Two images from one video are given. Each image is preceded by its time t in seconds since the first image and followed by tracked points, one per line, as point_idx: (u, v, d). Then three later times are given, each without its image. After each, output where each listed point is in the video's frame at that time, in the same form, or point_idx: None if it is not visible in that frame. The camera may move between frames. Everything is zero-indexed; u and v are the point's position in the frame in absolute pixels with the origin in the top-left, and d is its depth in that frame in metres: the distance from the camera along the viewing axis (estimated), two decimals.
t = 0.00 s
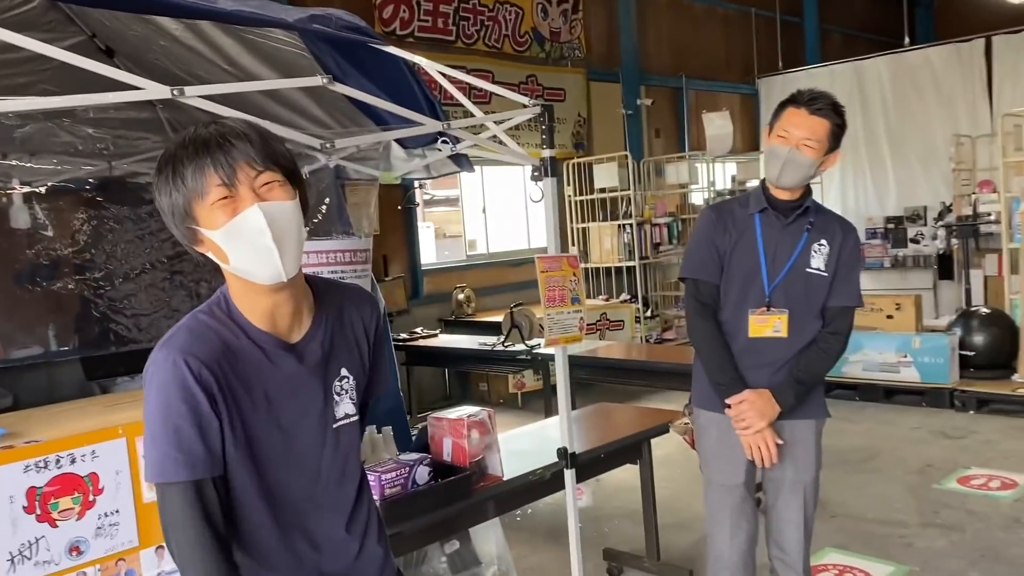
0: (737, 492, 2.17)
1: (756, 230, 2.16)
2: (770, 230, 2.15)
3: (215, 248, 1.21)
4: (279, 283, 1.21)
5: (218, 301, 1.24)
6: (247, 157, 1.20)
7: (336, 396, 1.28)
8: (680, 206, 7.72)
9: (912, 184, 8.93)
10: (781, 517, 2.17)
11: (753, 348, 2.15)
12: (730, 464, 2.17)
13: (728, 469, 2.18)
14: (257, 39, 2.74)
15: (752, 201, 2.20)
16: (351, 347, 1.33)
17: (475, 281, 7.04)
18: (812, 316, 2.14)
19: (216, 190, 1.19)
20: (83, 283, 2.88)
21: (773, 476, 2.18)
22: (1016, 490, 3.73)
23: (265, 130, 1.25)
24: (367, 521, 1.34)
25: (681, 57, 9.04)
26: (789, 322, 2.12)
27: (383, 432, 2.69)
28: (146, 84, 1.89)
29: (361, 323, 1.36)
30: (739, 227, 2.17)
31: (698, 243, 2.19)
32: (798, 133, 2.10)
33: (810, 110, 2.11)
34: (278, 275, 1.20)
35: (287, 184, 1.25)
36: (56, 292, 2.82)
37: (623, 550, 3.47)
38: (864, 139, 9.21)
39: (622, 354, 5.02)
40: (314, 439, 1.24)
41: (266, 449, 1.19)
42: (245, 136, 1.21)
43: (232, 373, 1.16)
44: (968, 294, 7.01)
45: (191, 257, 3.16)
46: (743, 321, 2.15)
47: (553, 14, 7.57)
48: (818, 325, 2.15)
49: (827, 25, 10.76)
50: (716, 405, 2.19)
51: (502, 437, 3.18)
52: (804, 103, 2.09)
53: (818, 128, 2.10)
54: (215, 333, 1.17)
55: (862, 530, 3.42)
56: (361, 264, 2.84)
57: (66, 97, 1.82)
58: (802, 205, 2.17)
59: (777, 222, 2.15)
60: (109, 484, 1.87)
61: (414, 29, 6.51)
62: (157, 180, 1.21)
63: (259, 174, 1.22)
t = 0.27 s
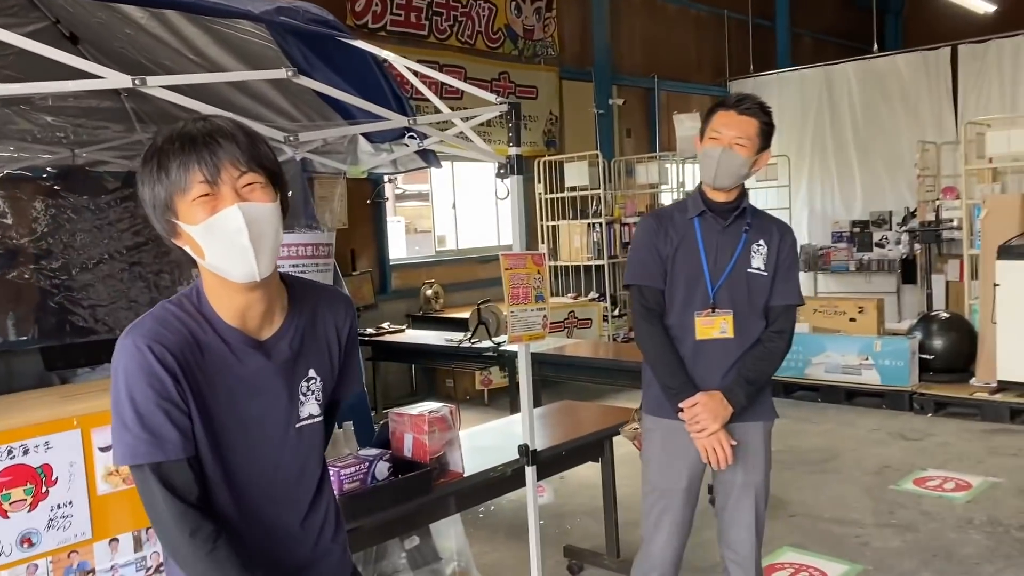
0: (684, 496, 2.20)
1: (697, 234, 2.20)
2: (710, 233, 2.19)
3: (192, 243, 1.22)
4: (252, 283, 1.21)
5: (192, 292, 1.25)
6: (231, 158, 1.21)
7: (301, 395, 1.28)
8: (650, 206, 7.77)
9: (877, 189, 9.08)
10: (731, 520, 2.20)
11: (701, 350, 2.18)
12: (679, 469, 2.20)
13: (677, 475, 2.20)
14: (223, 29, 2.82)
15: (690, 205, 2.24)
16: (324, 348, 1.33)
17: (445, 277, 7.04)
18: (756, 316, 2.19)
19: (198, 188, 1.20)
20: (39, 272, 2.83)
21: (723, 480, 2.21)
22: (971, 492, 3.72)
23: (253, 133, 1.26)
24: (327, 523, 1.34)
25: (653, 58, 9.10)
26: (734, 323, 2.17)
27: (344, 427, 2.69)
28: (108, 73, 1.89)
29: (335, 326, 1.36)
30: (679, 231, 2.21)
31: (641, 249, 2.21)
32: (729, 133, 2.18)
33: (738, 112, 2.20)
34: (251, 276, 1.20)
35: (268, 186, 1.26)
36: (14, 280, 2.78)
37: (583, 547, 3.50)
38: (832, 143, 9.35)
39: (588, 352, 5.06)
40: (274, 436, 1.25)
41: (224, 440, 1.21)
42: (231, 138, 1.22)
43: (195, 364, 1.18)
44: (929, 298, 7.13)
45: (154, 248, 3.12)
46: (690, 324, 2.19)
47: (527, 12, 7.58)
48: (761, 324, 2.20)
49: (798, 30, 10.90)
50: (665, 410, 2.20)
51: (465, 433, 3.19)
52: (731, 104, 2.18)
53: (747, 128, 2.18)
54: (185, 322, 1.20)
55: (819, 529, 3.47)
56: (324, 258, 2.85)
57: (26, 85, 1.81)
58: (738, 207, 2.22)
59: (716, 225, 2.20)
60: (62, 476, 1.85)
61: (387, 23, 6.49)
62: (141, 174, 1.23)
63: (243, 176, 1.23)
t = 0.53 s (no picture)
0: (658, 499, 2.21)
1: (659, 236, 2.21)
2: (673, 234, 2.20)
3: (247, 241, 1.25)
4: (301, 285, 1.25)
5: (237, 287, 1.27)
6: (297, 166, 1.26)
7: (327, 395, 1.30)
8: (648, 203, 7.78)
9: (875, 185, 9.09)
10: (712, 522, 2.18)
11: (669, 352, 2.19)
12: (654, 472, 2.20)
13: (652, 478, 2.21)
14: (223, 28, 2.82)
15: (652, 207, 2.25)
16: (350, 351, 1.37)
17: (443, 274, 7.05)
18: (723, 313, 2.19)
19: (263, 191, 1.24)
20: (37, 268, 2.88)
21: (700, 482, 2.20)
22: (968, 488, 3.74)
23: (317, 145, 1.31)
24: (339, 520, 1.37)
25: (651, 55, 9.11)
26: (700, 323, 2.18)
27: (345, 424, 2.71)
28: (108, 72, 1.90)
29: (362, 331, 1.39)
30: (642, 233, 2.21)
31: (604, 254, 2.22)
32: (683, 128, 2.18)
33: (691, 107, 2.20)
34: (302, 277, 1.24)
35: (327, 196, 1.30)
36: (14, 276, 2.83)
37: (581, 543, 3.51)
38: (830, 140, 9.36)
39: (585, 349, 5.07)
40: (301, 432, 1.27)
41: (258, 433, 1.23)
42: (298, 147, 1.26)
43: (238, 357, 1.20)
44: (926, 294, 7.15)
45: (153, 245, 3.13)
46: (656, 326, 2.20)
47: (526, 9, 7.58)
48: (728, 322, 2.20)
49: (797, 27, 10.91)
50: (636, 414, 2.21)
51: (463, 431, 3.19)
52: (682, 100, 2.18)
53: (701, 122, 2.19)
54: (230, 316, 1.22)
55: (817, 525, 3.48)
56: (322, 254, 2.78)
57: (25, 84, 1.81)
58: (699, 205, 2.22)
59: (678, 225, 2.21)
60: (63, 473, 1.86)
61: (385, 20, 6.48)
62: (210, 174, 1.26)
63: (304, 183, 1.27)
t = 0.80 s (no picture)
0: (650, 490, 2.21)
1: (644, 229, 2.19)
2: (659, 227, 2.17)
3: (299, 221, 1.25)
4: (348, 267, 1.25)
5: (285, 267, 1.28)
6: (353, 153, 1.26)
7: (366, 380, 1.31)
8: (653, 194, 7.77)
9: (879, 176, 9.07)
10: (706, 513, 2.16)
11: (655, 347, 2.17)
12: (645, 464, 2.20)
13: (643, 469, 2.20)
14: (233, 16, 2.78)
15: (638, 200, 2.22)
16: (387, 340, 1.37)
17: (448, 265, 7.05)
18: (711, 307, 2.16)
19: (317, 173, 1.25)
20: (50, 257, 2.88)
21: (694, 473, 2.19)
22: (974, 479, 3.74)
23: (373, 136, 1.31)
24: (368, 507, 1.36)
25: (656, 45, 9.08)
26: (686, 319, 2.15)
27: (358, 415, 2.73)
28: (121, 60, 1.89)
29: (399, 324, 1.39)
30: (627, 227, 2.19)
31: (589, 248, 2.20)
32: (667, 119, 2.17)
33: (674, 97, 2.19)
34: (349, 257, 1.23)
35: (378, 183, 1.30)
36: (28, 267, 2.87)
37: (589, 533, 3.52)
38: (834, 131, 9.33)
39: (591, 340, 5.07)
40: (341, 414, 1.28)
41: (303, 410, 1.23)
42: (354, 135, 1.26)
43: (284, 334, 1.21)
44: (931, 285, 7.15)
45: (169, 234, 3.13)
46: (642, 320, 2.18)
47: None
48: (716, 315, 2.17)
49: (802, 17, 10.86)
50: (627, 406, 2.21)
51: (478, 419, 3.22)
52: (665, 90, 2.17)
53: (683, 112, 2.17)
54: (277, 292, 1.22)
55: (824, 515, 3.49)
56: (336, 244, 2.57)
57: (38, 72, 1.79)
58: (685, 198, 2.19)
59: (663, 218, 2.18)
60: (79, 462, 1.87)
61: (390, 10, 6.46)
62: (268, 160, 1.26)
63: (357, 169, 1.27)
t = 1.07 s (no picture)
0: (634, 485, 2.21)
1: (627, 228, 2.19)
2: (641, 225, 2.19)
3: (297, 213, 1.26)
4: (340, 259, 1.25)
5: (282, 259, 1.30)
6: (352, 149, 1.26)
7: (360, 373, 1.31)
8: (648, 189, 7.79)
9: (875, 171, 9.08)
10: (690, 505, 2.17)
11: (637, 344, 2.18)
12: (630, 459, 2.19)
13: (628, 464, 2.19)
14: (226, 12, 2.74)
15: (621, 198, 2.23)
16: (386, 336, 1.37)
17: (444, 260, 7.06)
18: (692, 304, 2.19)
19: (315, 167, 1.25)
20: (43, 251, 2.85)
21: (677, 466, 2.19)
22: (967, 472, 3.76)
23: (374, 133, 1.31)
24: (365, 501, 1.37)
25: (652, 39, 9.07)
26: (668, 317, 2.16)
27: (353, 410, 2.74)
28: (114, 56, 1.89)
29: (399, 322, 1.38)
30: (610, 225, 2.20)
31: (572, 245, 2.21)
32: (650, 117, 2.18)
33: (658, 96, 2.20)
34: (341, 251, 1.23)
35: (376, 180, 1.30)
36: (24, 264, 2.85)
37: (584, 527, 3.54)
38: (831, 125, 9.34)
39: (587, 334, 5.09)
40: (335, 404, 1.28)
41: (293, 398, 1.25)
42: (353, 132, 1.25)
43: (273, 322, 1.23)
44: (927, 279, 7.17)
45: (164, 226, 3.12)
46: (625, 317, 2.19)
47: None
48: (698, 312, 2.19)
49: (798, 11, 10.86)
50: (611, 401, 2.20)
51: (472, 417, 3.21)
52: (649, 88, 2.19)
53: (666, 110, 2.18)
54: (269, 282, 1.25)
55: (818, 508, 3.51)
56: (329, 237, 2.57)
57: (33, 68, 1.79)
58: (667, 196, 2.20)
59: (646, 217, 2.19)
60: (74, 456, 1.88)
61: (386, 5, 6.45)
62: (271, 157, 1.27)
63: (355, 166, 1.27)
